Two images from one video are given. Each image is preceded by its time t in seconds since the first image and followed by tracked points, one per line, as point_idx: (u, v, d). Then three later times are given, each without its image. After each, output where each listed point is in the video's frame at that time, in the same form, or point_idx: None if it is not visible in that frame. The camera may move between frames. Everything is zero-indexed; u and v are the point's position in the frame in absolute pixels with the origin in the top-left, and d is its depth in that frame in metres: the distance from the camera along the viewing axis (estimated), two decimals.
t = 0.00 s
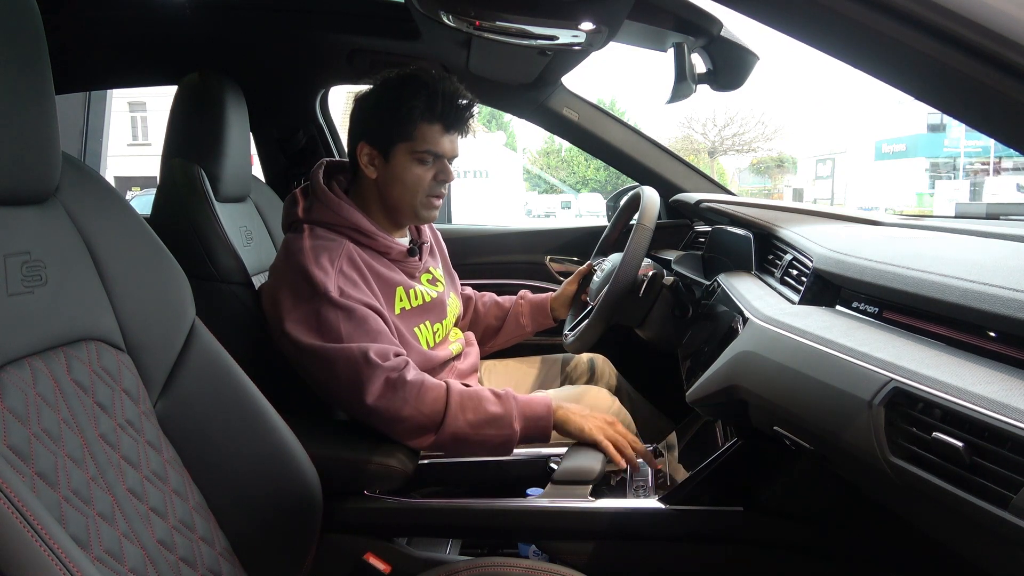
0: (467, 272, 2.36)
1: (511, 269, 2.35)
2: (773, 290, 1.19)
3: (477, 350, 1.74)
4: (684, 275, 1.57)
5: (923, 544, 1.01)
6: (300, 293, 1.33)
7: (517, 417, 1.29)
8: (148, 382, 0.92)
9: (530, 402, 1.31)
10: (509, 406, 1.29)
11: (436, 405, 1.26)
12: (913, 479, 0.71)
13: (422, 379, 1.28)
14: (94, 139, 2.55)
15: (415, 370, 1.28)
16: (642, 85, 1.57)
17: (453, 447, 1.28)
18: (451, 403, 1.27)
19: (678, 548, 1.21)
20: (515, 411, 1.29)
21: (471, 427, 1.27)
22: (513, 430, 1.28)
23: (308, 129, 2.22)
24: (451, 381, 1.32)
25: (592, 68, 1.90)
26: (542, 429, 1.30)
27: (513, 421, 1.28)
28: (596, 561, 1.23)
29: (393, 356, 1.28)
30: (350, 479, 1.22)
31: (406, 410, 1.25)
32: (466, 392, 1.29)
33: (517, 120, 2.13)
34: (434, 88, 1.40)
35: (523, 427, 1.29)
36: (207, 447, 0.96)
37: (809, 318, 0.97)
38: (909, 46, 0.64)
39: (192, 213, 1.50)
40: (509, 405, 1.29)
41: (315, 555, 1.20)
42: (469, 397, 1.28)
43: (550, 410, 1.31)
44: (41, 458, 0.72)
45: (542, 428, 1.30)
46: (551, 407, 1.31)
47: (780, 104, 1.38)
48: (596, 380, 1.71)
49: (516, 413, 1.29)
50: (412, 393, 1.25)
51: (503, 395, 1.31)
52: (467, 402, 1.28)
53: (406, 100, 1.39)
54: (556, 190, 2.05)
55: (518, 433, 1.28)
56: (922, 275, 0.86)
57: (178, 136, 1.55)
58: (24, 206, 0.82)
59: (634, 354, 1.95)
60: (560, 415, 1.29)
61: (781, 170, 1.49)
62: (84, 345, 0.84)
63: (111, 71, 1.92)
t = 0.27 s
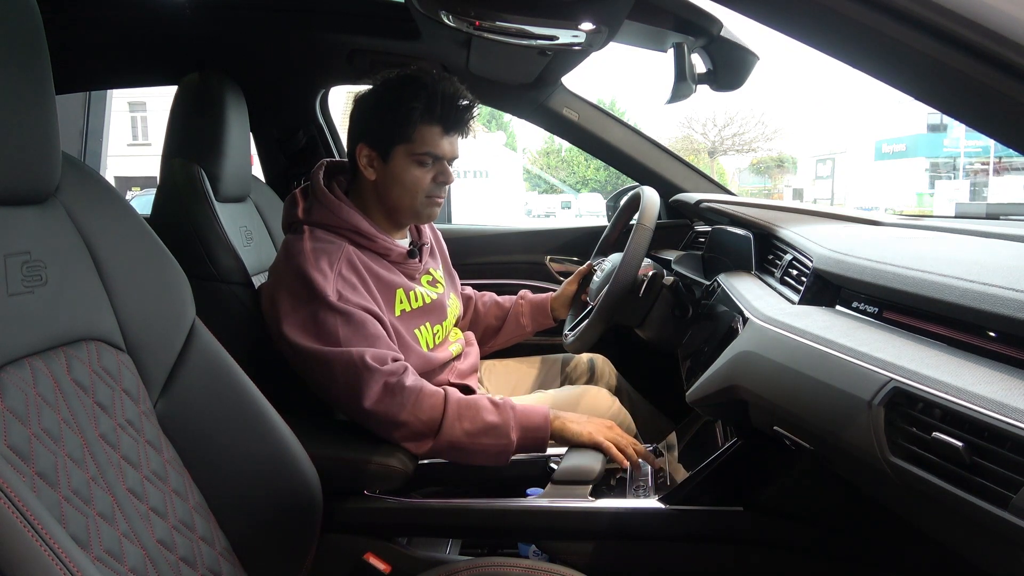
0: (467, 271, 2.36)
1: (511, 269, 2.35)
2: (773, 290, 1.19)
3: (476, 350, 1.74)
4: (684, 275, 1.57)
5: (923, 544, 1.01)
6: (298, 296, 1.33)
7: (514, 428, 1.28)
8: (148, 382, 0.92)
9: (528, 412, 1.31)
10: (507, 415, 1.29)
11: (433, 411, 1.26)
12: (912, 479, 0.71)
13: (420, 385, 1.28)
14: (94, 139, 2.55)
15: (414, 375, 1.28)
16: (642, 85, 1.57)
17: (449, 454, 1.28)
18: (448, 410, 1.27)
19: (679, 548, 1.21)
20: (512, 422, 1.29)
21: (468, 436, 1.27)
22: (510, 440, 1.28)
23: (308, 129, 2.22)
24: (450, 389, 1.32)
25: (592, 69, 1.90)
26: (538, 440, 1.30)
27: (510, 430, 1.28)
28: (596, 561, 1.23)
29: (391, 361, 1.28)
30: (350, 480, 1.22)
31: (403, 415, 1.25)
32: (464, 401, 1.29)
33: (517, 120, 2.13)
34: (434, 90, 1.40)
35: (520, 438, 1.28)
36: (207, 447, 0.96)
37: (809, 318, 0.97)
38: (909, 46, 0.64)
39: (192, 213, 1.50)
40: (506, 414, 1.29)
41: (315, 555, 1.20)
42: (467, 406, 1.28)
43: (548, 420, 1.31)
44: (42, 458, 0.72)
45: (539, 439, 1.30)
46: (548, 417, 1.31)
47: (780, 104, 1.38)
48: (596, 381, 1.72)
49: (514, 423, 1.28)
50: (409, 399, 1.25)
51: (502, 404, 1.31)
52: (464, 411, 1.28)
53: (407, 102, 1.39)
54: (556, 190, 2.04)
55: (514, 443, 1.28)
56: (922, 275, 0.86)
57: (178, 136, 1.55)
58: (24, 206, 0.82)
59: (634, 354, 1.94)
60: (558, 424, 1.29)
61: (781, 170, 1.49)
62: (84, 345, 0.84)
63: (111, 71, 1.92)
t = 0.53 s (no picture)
0: (468, 271, 2.36)
1: (512, 269, 2.35)
2: (773, 290, 1.19)
3: (476, 349, 1.75)
4: (684, 275, 1.57)
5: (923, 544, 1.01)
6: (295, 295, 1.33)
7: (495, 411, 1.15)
8: (148, 382, 0.92)
9: (507, 392, 1.16)
10: (486, 402, 1.16)
11: (412, 414, 1.20)
12: (912, 479, 0.71)
13: (399, 390, 1.21)
14: (94, 139, 2.55)
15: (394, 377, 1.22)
16: (642, 85, 1.57)
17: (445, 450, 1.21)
18: (426, 411, 1.19)
19: (679, 548, 1.21)
20: (490, 408, 1.15)
21: (449, 429, 1.18)
22: (494, 423, 1.16)
23: (308, 129, 2.22)
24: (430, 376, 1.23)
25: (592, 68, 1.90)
26: (529, 410, 1.14)
27: (491, 416, 1.15)
28: (596, 561, 1.23)
29: (378, 371, 1.22)
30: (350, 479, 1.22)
31: (395, 423, 1.21)
32: (442, 392, 1.19)
33: (517, 120, 2.13)
34: (431, 90, 1.41)
35: (505, 418, 1.15)
36: (207, 447, 0.96)
37: (810, 318, 0.97)
38: (909, 46, 0.64)
39: (192, 213, 1.50)
40: (485, 403, 1.15)
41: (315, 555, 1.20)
42: (444, 397, 1.19)
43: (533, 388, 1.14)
44: (42, 458, 0.72)
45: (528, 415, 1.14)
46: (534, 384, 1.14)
47: (780, 104, 1.38)
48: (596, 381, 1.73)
49: (494, 408, 1.15)
50: (389, 405, 1.21)
51: (480, 387, 1.18)
52: (442, 403, 1.18)
53: (404, 102, 1.40)
54: (556, 190, 2.04)
55: (501, 427, 1.15)
56: (922, 275, 0.86)
57: (178, 136, 1.55)
58: (25, 206, 0.82)
59: (634, 354, 1.94)
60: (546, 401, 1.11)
61: (781, 170, 1.49)
62: (84, 345, 0.84)
63: (111, 71, 1.92)
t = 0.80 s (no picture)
0: (468, 271, 2.36)
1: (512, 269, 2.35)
2: (773, 290, 1.19)
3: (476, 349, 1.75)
4: (684, 275, 1.57)
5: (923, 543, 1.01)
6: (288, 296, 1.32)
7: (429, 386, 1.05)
8: (148, 382, 0.92)
9: (437, 366, 1.05)
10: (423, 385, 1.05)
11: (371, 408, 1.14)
12: (912, 479, 0.71)
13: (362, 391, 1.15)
14: (94, 139, 2.55)
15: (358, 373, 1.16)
16: (642, 85, 1.57)
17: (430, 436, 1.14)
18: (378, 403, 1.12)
19: (679, 548, 1.20)
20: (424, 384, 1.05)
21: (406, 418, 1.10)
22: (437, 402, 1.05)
23: (308, 129, 2.22)
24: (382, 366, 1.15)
25: (592, 68, 1.90)
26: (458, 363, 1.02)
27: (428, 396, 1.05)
28: (596, 562, 1.23)
29: (351, 375, 1.17)
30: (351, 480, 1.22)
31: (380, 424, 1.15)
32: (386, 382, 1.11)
33: (517, 120, 2.13)
34: (410, 89, 1.40)
35: (441, 389, 1.05)
36: (207, 447, 0.96)
37: (809, 318, 0.97)
38: (909, 46, 0.64)
39: (191, 214, 1.49)
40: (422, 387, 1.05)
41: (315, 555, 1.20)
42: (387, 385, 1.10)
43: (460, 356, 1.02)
44: (42, 458, 0.72)
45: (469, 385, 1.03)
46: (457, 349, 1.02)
47: (780, 104, 1.38)
48: (595, 381, 1.73)
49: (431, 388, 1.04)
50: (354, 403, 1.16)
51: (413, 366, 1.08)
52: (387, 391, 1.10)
53: (382, 103, 1.40)
54: (556, 190, 2.02)
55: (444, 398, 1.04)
56: (922, 275, 0.86)
57: (178, 135, 1.55)
58: (25, 206, 0.82)
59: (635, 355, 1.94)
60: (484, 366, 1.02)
61: (781, 170, 1.49)
62: (84, 345, 0.84)
63: (111, 72, 1.92)
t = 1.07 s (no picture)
0: (468, 271, 2.36)
1: (512, 269, 2.35)
2: (773, 290, 1.18)
3: (476, 349, 1.75)
4: (684, 275, 1.57)
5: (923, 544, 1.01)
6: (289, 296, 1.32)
7: (457, 414, 1.08)
8: (148, 382, 0.92)
9: (467, 395, 1.08)
10: (447, 407, 1.09)
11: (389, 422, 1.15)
12: (912, 479, 0.71)
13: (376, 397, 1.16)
14: (94, 139, 2.55)
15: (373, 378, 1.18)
16: (642, 85, 1.58)
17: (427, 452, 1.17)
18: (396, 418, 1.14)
19: (679, 548, 1.20)
20: (451, 406, 1.08)
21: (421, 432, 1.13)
22: (459, 427, 1.09)
23: (308, 129, 2.21)
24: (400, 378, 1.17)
25: (592, 68, 1.90)
26: (488, 404, 1.06)
27: (452, 420, 1.08)
28: (596, 562, 1.23)
29: (355, 377, 1.18)
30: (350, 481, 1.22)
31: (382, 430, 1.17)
32: (407, 394, 1.14)
33: (516, 120, 2.12)
34: (408, 87, 1.40)
35: (466, 419, 1.08)
36: (207, 447, 0.96)
37: (809, 318, 0.97)
38: (910, 46, 0.64)
39: (191, 213, 1.50)
40: (446, 408, 1.09)
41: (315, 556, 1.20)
42: (408, 402, 1.13)
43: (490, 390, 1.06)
44: (42, 458, 0.72)
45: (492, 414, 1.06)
46: (490, 386, 1.05)
47: (780, 104, 1.38)
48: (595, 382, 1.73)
49: (455, 411, 1.08)
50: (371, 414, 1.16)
51: (441, 388, 1.11)
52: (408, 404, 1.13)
53: (380, 102, 1.40)
54: (556, 190, 2.04)
55: (467, 430, 1.09)
56: (922, 275, 0.86)
57: (178, 135, 1.55)
58: (24, 206, 0.82)
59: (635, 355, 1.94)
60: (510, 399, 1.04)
61: (781, 170, 1.49)
62: (84, 345, 0.84)
63: (111, 72, 1.92)
